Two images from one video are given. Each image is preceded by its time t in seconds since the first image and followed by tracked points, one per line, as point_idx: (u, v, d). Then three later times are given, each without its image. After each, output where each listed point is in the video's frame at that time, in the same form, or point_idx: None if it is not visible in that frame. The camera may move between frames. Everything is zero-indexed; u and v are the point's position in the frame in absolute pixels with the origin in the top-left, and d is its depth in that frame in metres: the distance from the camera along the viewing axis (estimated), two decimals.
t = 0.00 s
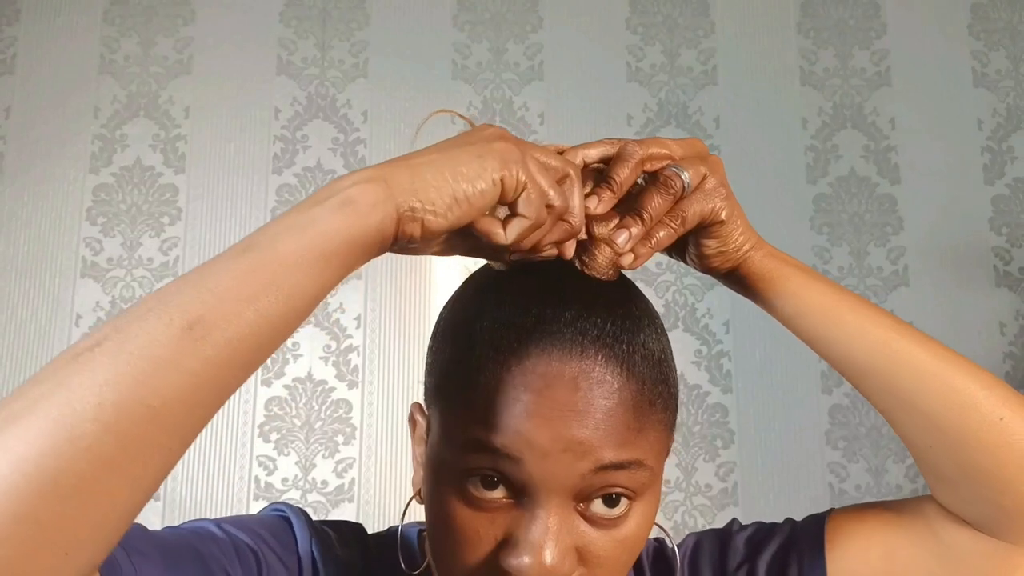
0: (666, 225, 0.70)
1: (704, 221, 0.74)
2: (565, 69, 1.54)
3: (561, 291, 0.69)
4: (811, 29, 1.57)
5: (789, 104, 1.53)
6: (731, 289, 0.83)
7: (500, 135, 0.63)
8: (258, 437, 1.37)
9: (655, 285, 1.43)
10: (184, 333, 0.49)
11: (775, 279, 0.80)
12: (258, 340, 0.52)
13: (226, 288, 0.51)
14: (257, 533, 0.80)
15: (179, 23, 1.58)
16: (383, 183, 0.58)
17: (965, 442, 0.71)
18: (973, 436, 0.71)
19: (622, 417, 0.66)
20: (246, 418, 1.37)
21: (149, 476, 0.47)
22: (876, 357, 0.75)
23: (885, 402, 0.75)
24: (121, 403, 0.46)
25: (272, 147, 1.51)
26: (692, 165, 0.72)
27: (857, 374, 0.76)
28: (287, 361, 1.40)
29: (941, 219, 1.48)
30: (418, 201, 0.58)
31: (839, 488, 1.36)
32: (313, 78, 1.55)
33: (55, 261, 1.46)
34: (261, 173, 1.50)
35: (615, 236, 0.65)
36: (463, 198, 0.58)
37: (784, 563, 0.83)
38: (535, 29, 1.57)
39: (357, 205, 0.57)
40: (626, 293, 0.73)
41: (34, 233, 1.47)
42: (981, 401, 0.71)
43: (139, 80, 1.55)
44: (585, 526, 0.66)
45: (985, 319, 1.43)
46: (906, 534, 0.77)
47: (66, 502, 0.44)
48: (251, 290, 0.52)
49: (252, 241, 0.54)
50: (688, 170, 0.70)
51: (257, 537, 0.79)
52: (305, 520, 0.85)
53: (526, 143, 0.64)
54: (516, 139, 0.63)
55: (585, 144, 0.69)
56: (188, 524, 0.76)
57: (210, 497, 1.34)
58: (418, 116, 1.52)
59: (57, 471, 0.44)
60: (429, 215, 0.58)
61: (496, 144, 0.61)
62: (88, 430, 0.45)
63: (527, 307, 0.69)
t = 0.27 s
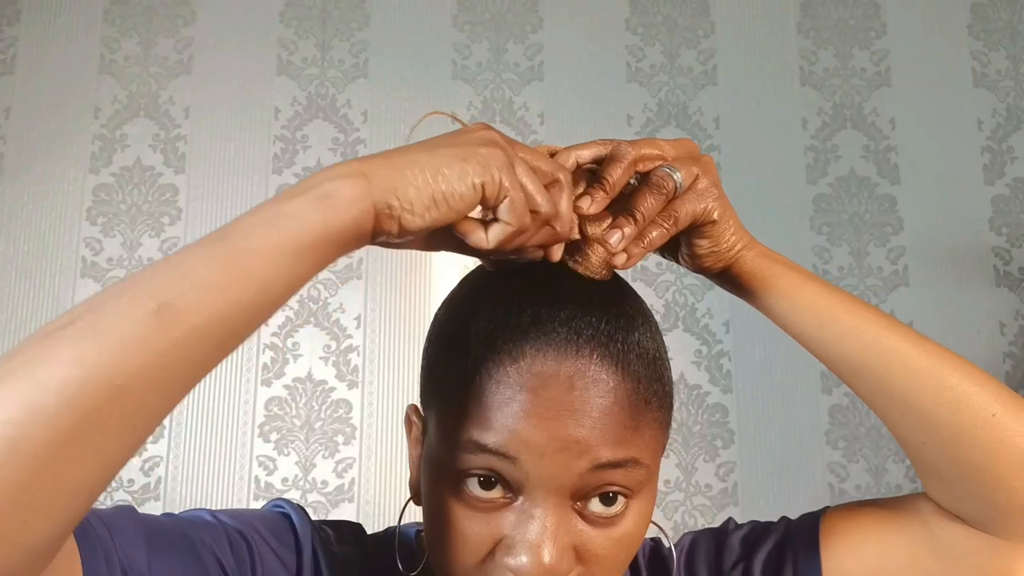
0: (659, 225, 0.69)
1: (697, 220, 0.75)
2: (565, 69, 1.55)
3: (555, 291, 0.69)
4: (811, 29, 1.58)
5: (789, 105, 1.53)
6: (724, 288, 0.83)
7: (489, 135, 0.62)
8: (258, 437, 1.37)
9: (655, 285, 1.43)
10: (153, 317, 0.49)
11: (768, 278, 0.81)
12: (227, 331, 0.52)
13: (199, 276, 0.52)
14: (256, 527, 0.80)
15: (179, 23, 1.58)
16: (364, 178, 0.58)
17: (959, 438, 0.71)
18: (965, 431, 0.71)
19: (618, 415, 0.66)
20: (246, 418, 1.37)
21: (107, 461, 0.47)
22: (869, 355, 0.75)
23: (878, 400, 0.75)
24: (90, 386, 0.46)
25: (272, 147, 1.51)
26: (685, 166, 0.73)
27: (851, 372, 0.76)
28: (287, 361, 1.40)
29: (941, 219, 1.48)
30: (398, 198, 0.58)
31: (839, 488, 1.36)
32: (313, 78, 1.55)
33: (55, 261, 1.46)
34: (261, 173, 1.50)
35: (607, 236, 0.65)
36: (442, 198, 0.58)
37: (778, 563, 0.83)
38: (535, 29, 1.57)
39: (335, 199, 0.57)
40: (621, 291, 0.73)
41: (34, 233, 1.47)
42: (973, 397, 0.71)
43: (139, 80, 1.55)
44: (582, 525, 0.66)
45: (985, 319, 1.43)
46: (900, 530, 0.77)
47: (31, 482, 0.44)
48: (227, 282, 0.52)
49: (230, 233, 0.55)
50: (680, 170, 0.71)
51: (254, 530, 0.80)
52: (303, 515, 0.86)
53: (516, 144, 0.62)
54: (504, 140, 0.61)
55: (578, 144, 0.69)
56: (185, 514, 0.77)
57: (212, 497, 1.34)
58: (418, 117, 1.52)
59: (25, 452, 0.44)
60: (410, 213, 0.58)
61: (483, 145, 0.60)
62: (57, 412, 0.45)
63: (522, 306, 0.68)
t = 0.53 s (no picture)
0: (651, 223, 0.69)
1: (688, 218, 0.75)
2: (565, 69, 1.55)
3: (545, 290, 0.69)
4: (811, 29, 1.58)
5: (789, 105, 1.53)
6: (717, 287, 0.84)
7: (484, 138, 0.62)
8: (258, 437, 1.37)
9: (655, 285, 1.43)
10: (150, 308, 0.50)
11: (760, 277, 0.81)
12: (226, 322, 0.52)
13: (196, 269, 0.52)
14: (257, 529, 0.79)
15: (179, 23, 1.58)
16: (361, 177, 0.58)
17: (953, 436, 0.71)
18: (960, 429, 0.71)
19: (608, 414, 0.66)
20: (246, 418, 1.37)
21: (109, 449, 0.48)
22: (863, 353, 0.75)
23: (872, 397, 0.75)
24: (87, 375, 0.47)
25: (272, 148, 1.51)
26: (675, 164, 0.73)
27: (844, 370, 0.77)
28: (287, 361, 1.40)
29: (940, 219, 1.48)
30: (395, 198, 0.58)
31: (839, 488, 1.36)
32: (313, 78, 1.55)
33: (55, 261, 1.46)
34: (261, 173, 1.50)
35: (598, 234, 0.65)
36: (440, 199, 0.58)
37: (775, 562, 0.83)
38: (535, 29, 1.57)
39: (333, 195, 0.57)
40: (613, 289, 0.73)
41: (34, 233, 1.47)
42: (968, 395, 0.71)
43: (139, 80, 1.55)
44: (573, 524, 0.66)
45: (984, 318, 1.43)
46: (896, 529, 0.77)
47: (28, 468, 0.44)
48: (223, 272, 0.53)
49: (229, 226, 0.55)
50: (669, 168, 0.71)
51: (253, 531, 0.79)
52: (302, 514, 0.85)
53: (512, 148, 0.62)
54: (499, 144, 0.62)
55: (569, 144, 0.69)
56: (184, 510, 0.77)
57: (212, 497, 1.35)
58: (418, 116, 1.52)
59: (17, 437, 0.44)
60: (407, 213, 0.58)
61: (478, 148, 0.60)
62: (52, 396, 0.46)
63: (513, 305, 0.68)
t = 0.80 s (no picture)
0: (651, 224, 0.70)
1: (690, 220, 0.75)
2: (565, 69, 1.55)
3: (542, 289, 0.69)
4: (811, 29, 1.58)
5: (789, 105, 1.54)
6: (719, 288, 0.84)
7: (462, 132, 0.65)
8: (258, 437, 1.37)
9: (655, 285, 1.43)
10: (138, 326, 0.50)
11: (763, 278, 0.81)
12: (211, 332, 0.52)
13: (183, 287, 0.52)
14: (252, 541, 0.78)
15: (179, 23, 1.58)
16: (343, 180, 0.60)
17: (955, 439, 0.71)
18: (961, 432, 0.71)
19: (604, 410, 0.66)
20: (246, 418, 1.37)
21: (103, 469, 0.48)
22: (865, 354, 0.75)
23: (872, 398, 0.75)
24: (70, 398, 0.47)
25: (272, 148, 1.51)
26: (677, 166, 0.73)
27: (842, 371, 0.77)
28: (287, 361, 1.40)
29: (940, 220, 1.49)
30: (385, 187, 0.59)
31: (839, 488, 1.36)
32: (313, 78, 1.55)
33: (55, 262, 1.46)
34: (261, 173, 1.50)
35: (598, 233, 0.65)
36: (432, 178, 0.59)
37: (775, 562, 0.83)
38: (535, 29, 1.57)
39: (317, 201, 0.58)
40: (611, 287, 0.73)
41: (34, 233, 1.47)
42: (969, 397, 0.72)
43: (139, 80, 1.55)
44: (569, 520, 0.66)
45: (985, 318, 1.43)
46: (896, 533, 0.77)
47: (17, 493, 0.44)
48: (204, 286, 0.53)
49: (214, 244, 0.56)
50: (672, 170, 0.72)
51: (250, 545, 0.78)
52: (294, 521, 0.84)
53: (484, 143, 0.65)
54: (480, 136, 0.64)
55: (573, 144, 0.69)
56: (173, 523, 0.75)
57: (211, 498, 1.34)
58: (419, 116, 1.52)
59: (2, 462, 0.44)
60: (400, 196, 0.59)
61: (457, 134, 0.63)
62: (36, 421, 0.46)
63: (511, 302, 0.69)
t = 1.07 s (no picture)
0: (650, 222, 0.71)
1: (690, 219, 0.76)
2: (565, 69, 1.55)
3: (539, 286, 0.70)
4: (811, 29, 1.58)
5: (789, 105, 1.54)
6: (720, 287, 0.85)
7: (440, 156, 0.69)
8: (258, 437, 1.37)
9: (655, 285, 1.43)
10: (150, 371, 0.52)
11: (764, 276, 0.81)
12: (229, 374, 0.54)
13: (194, 331, 0.54)
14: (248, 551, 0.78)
15: (179, 23, 1.58)
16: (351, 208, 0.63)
17: (959, 445, 0.71)
18: (964, 437, 0.71)
19: (598, 405, 0.66)
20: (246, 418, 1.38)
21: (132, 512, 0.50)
22: (865, 355, 0.75)
23: (872, 399, 0.75)
24: (96, 449, 0.49)
25: (272, 148, 1.51)
26: (678, 165, 0.74)
27: (841, 371, 0.77)
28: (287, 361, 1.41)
29: (941, 220, 1.49)
30: (384, 200, 0.63)
31: (839, 488, 1.36)
32: (313, 78, 1.55)
33: (55, 262, 1.46)
34: (261, 174, 1.50)
35: (597, 230, 0.65)
36: (427, 183, 0.63)
37: (776, 563, 0.83)
38: (535, 29, 1.57)
39: (328, 233, 0.60)
40: (610, 284, 0.73)
41: (34, 233, 1.47)
42: (970, 401, 0.72)
43: (139, 80, 1.55)
44: (562, 515, 0.66)
45: (985, 318, 1.43)
46: (896, 537, 0.77)
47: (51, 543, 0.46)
48: (218, 330, 0.55)
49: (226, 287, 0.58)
50: (673, 168, 0.72)
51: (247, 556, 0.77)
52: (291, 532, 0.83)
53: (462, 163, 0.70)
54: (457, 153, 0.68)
55: (575, 143, 0.71)
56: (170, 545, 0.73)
57: (211, 498, 1.34)
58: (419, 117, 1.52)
59: (36, 514, 0.46)
60: (400, 202, 0.62)
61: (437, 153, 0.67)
62: (65, 473, 0.48)
63: (508, 298, 0.69)
